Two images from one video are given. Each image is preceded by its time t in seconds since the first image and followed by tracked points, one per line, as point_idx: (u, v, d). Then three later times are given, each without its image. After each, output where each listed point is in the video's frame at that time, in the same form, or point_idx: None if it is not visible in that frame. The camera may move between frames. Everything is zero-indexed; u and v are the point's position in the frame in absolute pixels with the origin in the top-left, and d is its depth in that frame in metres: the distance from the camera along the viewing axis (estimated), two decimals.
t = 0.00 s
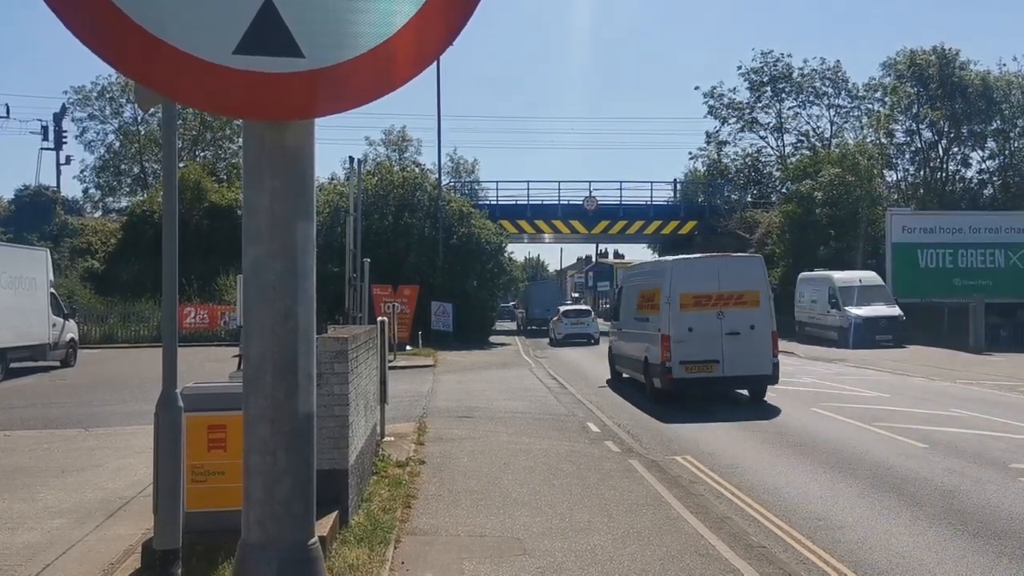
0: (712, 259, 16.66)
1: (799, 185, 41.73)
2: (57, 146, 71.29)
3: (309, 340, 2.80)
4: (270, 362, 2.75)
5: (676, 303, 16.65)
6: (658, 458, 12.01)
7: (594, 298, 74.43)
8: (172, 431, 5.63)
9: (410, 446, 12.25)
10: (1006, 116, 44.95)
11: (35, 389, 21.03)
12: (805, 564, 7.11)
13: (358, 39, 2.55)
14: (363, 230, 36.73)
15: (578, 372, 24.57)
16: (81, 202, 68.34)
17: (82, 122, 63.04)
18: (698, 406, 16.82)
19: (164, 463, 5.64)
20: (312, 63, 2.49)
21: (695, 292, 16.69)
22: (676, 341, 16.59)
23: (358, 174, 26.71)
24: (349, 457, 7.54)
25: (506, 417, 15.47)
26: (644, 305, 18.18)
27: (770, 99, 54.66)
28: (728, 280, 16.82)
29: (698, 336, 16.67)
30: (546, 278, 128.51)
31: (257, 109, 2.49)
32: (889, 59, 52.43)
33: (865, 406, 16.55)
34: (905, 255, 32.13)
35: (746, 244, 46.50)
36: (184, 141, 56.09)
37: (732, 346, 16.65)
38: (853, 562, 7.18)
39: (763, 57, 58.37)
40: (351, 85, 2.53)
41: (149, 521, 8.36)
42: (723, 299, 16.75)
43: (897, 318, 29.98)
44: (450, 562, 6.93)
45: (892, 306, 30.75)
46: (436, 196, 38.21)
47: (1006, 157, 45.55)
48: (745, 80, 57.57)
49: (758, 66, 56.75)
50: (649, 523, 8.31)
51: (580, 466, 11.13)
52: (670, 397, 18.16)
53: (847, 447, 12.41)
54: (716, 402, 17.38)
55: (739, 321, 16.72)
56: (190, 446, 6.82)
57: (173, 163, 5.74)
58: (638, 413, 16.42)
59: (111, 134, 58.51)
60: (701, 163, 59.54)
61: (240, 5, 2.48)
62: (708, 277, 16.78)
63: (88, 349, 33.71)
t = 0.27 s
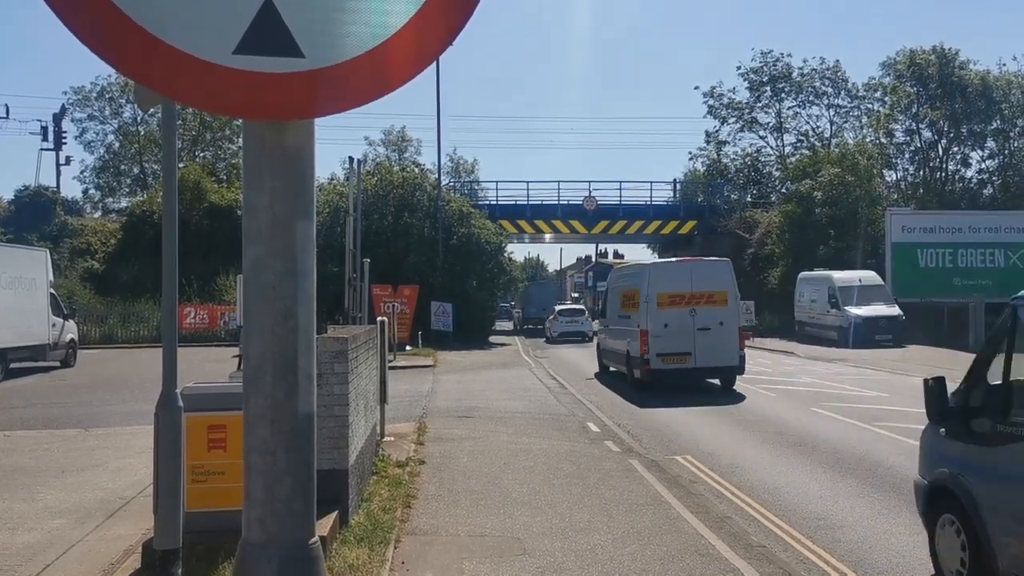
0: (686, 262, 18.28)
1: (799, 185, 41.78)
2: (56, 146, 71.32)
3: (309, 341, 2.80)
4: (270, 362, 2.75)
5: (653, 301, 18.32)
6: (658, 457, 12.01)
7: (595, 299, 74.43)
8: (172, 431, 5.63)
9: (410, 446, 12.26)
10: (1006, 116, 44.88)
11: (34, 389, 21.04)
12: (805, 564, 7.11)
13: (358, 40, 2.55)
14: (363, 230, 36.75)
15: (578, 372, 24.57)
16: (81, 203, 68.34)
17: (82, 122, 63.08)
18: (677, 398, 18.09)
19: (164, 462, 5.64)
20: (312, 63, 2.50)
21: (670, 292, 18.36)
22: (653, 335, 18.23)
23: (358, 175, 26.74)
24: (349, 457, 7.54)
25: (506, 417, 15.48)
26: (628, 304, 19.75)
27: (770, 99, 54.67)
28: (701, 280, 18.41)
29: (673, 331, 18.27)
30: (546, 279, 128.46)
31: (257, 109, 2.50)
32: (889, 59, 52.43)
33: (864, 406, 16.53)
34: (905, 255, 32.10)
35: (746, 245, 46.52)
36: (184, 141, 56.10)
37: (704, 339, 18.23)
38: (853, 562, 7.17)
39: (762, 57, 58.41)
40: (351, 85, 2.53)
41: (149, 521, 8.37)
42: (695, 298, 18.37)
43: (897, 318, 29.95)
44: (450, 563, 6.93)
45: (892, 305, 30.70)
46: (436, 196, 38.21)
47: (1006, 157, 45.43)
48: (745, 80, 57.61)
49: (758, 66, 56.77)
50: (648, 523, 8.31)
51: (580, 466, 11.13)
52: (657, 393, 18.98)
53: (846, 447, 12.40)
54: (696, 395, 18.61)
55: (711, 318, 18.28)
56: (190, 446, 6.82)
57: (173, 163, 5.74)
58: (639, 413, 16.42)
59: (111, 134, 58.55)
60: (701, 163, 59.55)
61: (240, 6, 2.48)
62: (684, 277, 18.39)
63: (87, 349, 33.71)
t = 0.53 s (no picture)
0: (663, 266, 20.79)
1: (799, 185, 41.87)
2: (56, 146, 71.31)
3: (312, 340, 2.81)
4: (273, 360, 2.75)
5: (634, 301, 20.84)
6: (658, 457, 12.01)
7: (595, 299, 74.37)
8: (173, 431, 5.63)
9: (410, 446, 12.24)
10: (1006, 116, 44.77)
11: (34, 389, 21.03)
12: (806, 564, 7.10)
13: (360, 38, 2.55)
14: (363, 230, 36.77)
15: (578, 372, 24.58)
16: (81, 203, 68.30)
17: (82, 122, 63.09)
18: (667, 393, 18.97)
19: (165, 462, 5.63)
20: (313, 62, 2.49)
21: (650, 292, 20.89)
22: (635, 331, 20.76)
23: (358, 175, 26.75)
24: (349, 457, 7.53)
25: (506, 417, 15.48)
26: (613, 304, 22.20)
27: (770, 99, 54.65)
28: (677, 283, 20.94)
29: (652, 328, 20.84)
30: (546, 279, 128.36)
31: (257, 109, 2.50)
32: (888, 60, 52.40)
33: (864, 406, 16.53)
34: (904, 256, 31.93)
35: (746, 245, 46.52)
36: (184, 141, 56.06)
37: (679, 334, 20.80)
38: (854, 563, 7.17)
39: (763, 57, 58.42)
40: (352, 84, 2.53)
41: (149, 521, 8.36)
42: (672, 298, 20.94)
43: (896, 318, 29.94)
44: (450, 562, 6.93)
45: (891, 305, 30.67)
46: (435, 196, 38.18)
47: (1006, 157, 45.24)
48: (745, 81, 57.61)
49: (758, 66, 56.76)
50: (649, 523, 8.31)
51: (580, 466, 11.13)
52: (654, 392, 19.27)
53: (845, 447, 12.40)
54: (684, 392, 19.29)
55: (686, 315, 20.82)
56: (190, 446, 6.81)
57: (174, 161, 5.71)
58: (639, 413, 16.40)
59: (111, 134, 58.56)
60: (701, 163, 59.56)
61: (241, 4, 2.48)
62: (662, 280, 21.02)
63: (87, 349, 33.70)
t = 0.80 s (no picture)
0: (646, 266, 22.51)
1: (800, 182, 41.94)
2: (56, 143, 71.32)
3: (316, 336, 2.82)
4: (278, 356, 2.76)
5: (619, 298, 22.54)
6: (658, 455, 12.02)
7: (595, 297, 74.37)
8: (174, 427, 5.64)
9: (410, 443, 12.25)
10: (1006, 113, 44.79)
11: (35, 386, 21.06)
12: (806, 560, 7.11)
13: (363, 36, 2.57)
14: (363, 227, 36.80)
15: (579, 369, 24.57)
16: (81, 200, 68.31)
17: (82, 120, 63.07)
18: (668, 391, 19.10)
19: (166, 458, 5.65)
20: (315, 58, 2.51)
21: (633, 290, 22.59)
22: (619, 325, 22.46)
23: (359, 172, 26.77)
24: (350, 453, 7.53)
25: (507, 414, 15.49)
26: (600, 300, 23.90)
27: (770, 97, 54.67)
28: (657, 281, 22.67)
29: (634, 323, 22.50)
30: (546, 277, 128.36)
31: (258, 104, 2.51)
32: (889, 57, 52.42)
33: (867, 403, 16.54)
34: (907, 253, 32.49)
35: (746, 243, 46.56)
36: (184, 139, 56.06)
37: (659, 328, 22.52)
38: (856, 560, 7.16)
39: (763, 55, 58.45)
40: (356, 79, 2.55)
41: (151, 517, 8.37)
42: (653, 295, 22.64)
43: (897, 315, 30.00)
44: (451, 559, 6.94)
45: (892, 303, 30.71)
46: (436, 193, 38.19)
47: (1007, 154, 45.10)
48: (746, 78, 57.64)
49: (759, 63, 56.78)
50: (649, 520, 8.33)
51: (581, 463, 11.15)
52: (653, 391, 19.37)
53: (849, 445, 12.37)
54: (683, 389, 19.38)
55: (665, 311, 22.56)
56: (191, 443, 6.81)
57: (175, 157, 5.69)
58: (639, 410, 16.41)
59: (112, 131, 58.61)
60: (701, 160, 59.57)
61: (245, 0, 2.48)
62: (643, 278, 22.72)
63: (87, 346, 33.73)
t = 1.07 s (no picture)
0: (634, 260, 24.68)
1: (803, 174, 41.88)
2: (60, 134, 71.40)
3: (320, 327, 2.83)
4: (282, 347, 2.78)
5: (609, 289, 24.69)
6: (661, 446, 12.03)
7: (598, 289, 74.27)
8: (178, 419, 5.66)
9: (413, 435, 12.27)
10: (1011, 105, 44.68)
11: (39, 377, 21.08)
12: (808, 552, 7.13)
13: (366, 26, 2.68)
14: (366, 219, 36.81)
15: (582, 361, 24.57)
16: (83, 192, 68.27)
17: (85, 111, 63.03)
18: (670, 383, 19.13)
19: (170, 450, 5.66)
20: (319, 48, 2.64)
21: (621, 282, 24.77)
22: (608, 313, 24.63)
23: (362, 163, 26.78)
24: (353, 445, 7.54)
25: (509, 406, 15.51)
26: (590, 291, 26.02)
27: (774, 88, 54.54)
28: (644, 274, 24.85)
29: (623, 312, 24.68)
30: (548, 270, 128.30)
31: (260, 93, 2.64)
32: (893, 48, 52.27)
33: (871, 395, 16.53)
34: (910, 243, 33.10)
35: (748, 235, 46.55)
36: (187, 131, 56.02)
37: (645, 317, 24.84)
38: (859, 552, 7.18)
39: (767, 46, 58.30)
40: (361, 68, 2.67)
41: (154, 508, 8.40)
42: (640, 287, 24.83)
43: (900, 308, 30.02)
44: (454, 550, 6.97)
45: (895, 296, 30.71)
46: (439, 185, 38.17)
47: (1011, 146, 45.06)
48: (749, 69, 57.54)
49: (762, 54, 56.64)
50: (652, 511, 8.34)
51: (583, 454, 11.17)
52: (656, 383, 19.39)
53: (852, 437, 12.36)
54: (686, 381, 19.40)
55: (651, 301, 24.77)
56: (195, 434, 6.82)
57: (178, 150, 5.71)
58: (642, 402, 16.43)
59: (114, 123, 58.59)
60: (705, 152, 59.47)
61: None
62: (631, 272, 25.03)
63: (91, 338, 33.78)
